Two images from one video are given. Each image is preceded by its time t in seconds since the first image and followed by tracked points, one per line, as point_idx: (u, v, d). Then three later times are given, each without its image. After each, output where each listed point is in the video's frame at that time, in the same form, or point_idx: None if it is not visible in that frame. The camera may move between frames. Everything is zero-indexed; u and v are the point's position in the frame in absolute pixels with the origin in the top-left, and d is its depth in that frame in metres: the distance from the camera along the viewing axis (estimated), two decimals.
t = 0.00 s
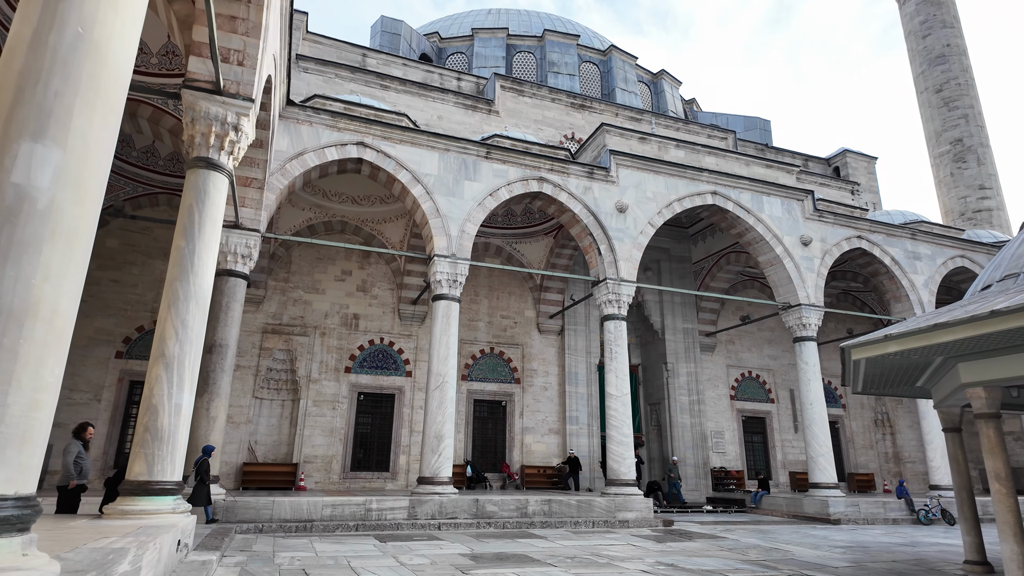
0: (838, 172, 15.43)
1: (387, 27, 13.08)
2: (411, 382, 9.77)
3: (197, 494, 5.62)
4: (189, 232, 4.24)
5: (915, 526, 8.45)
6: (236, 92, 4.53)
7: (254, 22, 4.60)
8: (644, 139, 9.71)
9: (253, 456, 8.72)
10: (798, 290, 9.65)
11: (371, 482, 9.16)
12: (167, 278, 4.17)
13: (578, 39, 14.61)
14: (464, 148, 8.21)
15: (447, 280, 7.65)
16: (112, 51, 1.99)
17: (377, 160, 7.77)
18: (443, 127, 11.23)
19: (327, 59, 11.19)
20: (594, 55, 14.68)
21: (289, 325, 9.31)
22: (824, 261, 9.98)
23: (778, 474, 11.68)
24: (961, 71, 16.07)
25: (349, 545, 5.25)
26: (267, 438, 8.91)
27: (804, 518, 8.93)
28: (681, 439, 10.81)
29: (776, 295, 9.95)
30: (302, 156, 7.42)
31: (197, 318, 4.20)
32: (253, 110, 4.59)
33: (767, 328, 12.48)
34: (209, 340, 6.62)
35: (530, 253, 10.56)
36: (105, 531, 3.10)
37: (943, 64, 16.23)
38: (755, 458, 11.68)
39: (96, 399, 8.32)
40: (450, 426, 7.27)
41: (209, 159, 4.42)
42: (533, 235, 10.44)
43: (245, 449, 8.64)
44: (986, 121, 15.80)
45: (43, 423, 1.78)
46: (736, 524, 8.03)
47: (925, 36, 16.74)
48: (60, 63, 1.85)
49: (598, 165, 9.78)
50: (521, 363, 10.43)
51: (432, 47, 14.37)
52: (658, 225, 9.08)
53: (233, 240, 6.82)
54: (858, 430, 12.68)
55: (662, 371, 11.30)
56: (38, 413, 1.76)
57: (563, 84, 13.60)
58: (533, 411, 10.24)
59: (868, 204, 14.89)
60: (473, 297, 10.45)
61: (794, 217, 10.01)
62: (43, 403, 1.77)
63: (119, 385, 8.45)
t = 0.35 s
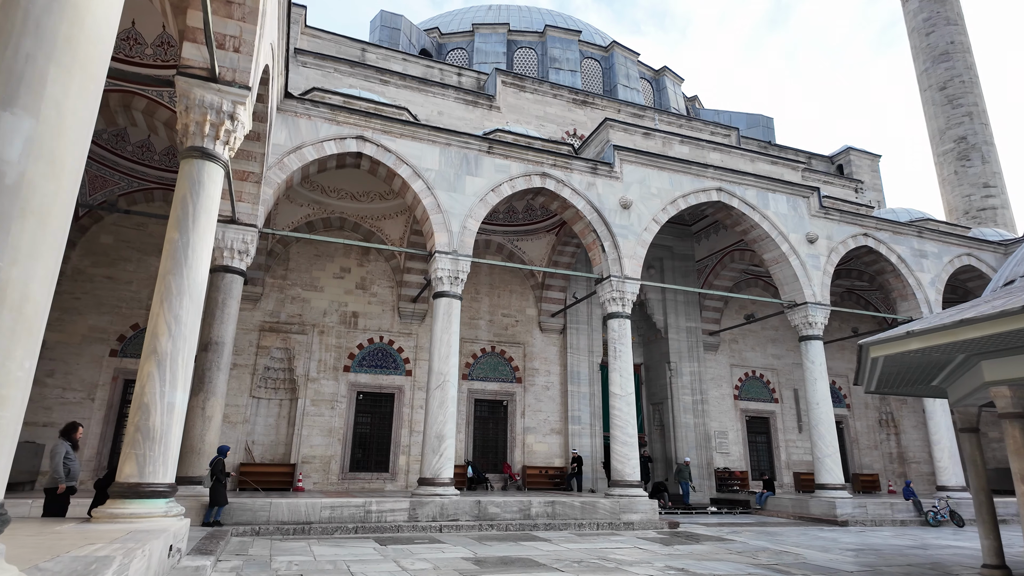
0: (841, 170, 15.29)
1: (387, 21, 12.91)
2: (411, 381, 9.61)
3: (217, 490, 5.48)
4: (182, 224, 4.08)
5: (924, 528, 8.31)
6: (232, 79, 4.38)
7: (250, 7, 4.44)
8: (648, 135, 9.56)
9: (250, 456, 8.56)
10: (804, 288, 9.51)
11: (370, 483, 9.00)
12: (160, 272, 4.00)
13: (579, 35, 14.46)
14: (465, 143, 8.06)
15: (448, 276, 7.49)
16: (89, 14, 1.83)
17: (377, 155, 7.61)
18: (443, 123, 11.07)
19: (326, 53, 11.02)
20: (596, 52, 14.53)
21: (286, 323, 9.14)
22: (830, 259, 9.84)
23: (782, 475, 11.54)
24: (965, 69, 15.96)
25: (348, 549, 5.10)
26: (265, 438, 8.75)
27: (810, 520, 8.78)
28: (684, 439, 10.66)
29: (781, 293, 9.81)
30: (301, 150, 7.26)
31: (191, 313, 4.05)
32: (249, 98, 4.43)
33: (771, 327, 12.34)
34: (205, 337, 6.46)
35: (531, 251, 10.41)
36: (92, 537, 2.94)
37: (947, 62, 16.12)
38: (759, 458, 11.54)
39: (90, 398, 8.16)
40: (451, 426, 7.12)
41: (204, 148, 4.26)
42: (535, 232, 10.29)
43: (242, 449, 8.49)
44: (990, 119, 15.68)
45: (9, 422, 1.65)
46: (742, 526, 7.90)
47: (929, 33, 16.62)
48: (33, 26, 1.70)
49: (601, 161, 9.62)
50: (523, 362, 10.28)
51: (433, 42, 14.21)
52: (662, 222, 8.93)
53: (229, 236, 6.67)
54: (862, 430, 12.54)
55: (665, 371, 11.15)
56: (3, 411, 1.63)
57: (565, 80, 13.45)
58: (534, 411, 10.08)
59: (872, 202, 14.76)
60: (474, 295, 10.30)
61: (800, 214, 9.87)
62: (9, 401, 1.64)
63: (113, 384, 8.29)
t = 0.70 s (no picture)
0: (845, 168, 15.18)
1: (388, 16, 12.77)
2: (413, 379, 9.47)
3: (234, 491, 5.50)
4: (180, 216, 3.94)
5: (933, 530, 8.20)
6: (233, 67, 4.24)
7: None
8: (653, 131, 9.43)
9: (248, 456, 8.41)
10: (811, 287, 9.39)
11: (370, 483, 8.86)
12: (157, 265, 3.86)
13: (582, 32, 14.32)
14: (469, 137, 7.92)
15: (451, 273, 7.35)
16: None
17: (378, 149, 7.47)
18: (445, 119, 10.93)
19: (326, 47, 10.88)
20: (598, 48, 14.41)
21: (286, 321, 9.00)
22: (836, 257, 9.72)
23: (786, 476, 11.42)
24: (969, 67, 15.87)
25: (351, 551, 4.96)
26: (264, 437, 8.61)
27: (817, 521, 8.65)
28: (688, 439, 10.53)
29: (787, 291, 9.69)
30: (301, 143, 7.12)
31: (189, 308, 3.90)
32: (250, 86, 4.30)
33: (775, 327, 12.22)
34: (203, 334, 6.31)
35: (534, 248, 10.28)
36: (84, 541, 2.80)
37: (951, 60, 16.02)
38: (763, 459, 11.42)
39: (86, 396, 8.01)
40: (454, 426, 6.99)
41: (203, 138, 4.12)
42: (538, 229, 10.16)
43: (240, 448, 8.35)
44: (995, 117, 15.58)
45: None
46: (748, 527, 7.78)
47: (933, 31, 16.52)
48: None
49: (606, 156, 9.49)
50: (525, 361, 10.15)
51: (434, 38, 14.08)
52: (668, 219, 8.80)
53: (228, 230, 6.52)
54: (866, 430, 12.43)
55: (668, 370, 11.03)
56: None
57: (567, 76, 13.32)
58: (537, 410, 9.95)
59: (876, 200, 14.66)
60: (476, 293, 10.16)
61: (807, 212, 9.75)
62: None
63: (109, 382, 8.14)
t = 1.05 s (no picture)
0: (843, 168, 15.14)
1: (384, 10, 12.59)
2: (408, 378, 9.32)
3: (242, 494, 5.49)
4: (170, 206, 3.78)
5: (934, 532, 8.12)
6: (226, 51, 4.07)
7: None
8: (654, 127, 9.32)
9: (240, 455, 8.23)
10: (812, 286, 9.29)
11: (365, 484, 8.69)
12: (146, 257, 3.70)
13: (580, 28, 14.20)
14: (467, 132, 7.77)
15: (449, 270, 7.20)
16: None
17: (375, 142, 7.31)
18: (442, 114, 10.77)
19: (321, 40, 10.70)
20: (596, 45, 14.29)
21: (279, 318, 8.83)
22: (837, 257, 9.64)
23: (784, 477, 11.34)
24: (966, 68, 15.87)
25: (346, 554, 4.80)
26: (256, 436, 8.42)
27: (817, 523, 8.55)
28: (686, 440, 10.43)
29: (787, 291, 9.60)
30: (296, 136, 6.96)
31: (179, 302, 3.74)
32: (244, 72, 4.13)
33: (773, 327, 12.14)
34: (194, 330, 6.14)
35: (532, 246, 10.15)
36: (65, 548, 2.64)
37: (948, 61, 16.02)
38: (761, 460, 11.33)
39: (73, 394, 7.80)
40: (452, 425, 6.84)
41: (195, 125, 3.96)
42: (536, 226, 10.03)
43: (231, 448, 8.17)
44: (991, 118, 15.59)
45: None
46: (749, 529, 7.68)
47: (930, 31, 16.52)
48: None
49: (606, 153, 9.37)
50: (522, 360, 10.01)
51: (430, 33, 13.92)
52: (668, 217, 8.69)
53: (220, 224, 6.35)
54: (864, 431, 12.36)
55: (666, 370, 10.92)
56: None
57: (565, 73, 13.19)
58: (534, 410, 9.82)
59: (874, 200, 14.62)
60: (473, 291, 10.02)
61: (807, 211, 9.67)
62: None
63: (97, 379, 7.93)
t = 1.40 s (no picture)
0: (841, 168, 15.09)
1: (382, 4, 12.44)
2: (405, 378, 9.15)
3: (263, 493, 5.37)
4: (161, 194, 3.62)
5: (938, 534, 8.02)
6: (220, 34, 3.91)
7: None
8: (655, 123, 9.20)
9: (232, 456, 8.04)
10: (814, 285, 9.19)
11: (360, 485, 8.51)
12: (134, 246, 3.53)
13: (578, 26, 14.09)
14: (467, 126, 7.63)
15: (448, 266, 7.05)
16: None
17: (372, 136, 7.15)
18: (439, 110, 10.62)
19: (318, 34, 10.54)
20: (595, 43, 14.19)
21: (273, 315, 8.65)
22: (839, 255, 9.55)
23: (784, 478, 11.23)
24: (964, 69, 15.87)
25: (343, 558, 4.64)
26: (249, 436, 8.23)
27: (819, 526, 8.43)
28: (686, 441, 10.30)
29: (789, 290, 9.50)
30: (292, 128, 6.79)
31: (169, 294, 3.58)
32: (239, 56, 3.97)
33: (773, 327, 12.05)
34: (186, 326, 5.95)
35: (531, 244, 10.01)
36: (44, 551, 2.47)
37: (946, 61, 16.02)
38: (761, 461, 11.22)
39: (60, 392, 7.59)
40: (450, 425, 6.68)
41: (187, 110, 3.80)
42: (535, 223, 9.89)
43: (224, 448, 7.97)
44: (990, 119, 15.58)
45: None
46: (752, 531, 7.55)
47: (929, 32, 16.51)
48: None
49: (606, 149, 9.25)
50: (521, 360, 9.86)
51: (428, 29, 13.79)
52: (670, 214, 8.57)
53: (213, 218, 6.17)
54: (864, 432, 12.26)
55: (666, 370, 10.79)
56: None
57: (564, 70, 13.08)
58: (532, 410, 9.66)
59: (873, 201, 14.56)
60: (471, 289, 9.87)
61: (809, 209, 9.57)
62: None
63: (85, 377, 7.73)
